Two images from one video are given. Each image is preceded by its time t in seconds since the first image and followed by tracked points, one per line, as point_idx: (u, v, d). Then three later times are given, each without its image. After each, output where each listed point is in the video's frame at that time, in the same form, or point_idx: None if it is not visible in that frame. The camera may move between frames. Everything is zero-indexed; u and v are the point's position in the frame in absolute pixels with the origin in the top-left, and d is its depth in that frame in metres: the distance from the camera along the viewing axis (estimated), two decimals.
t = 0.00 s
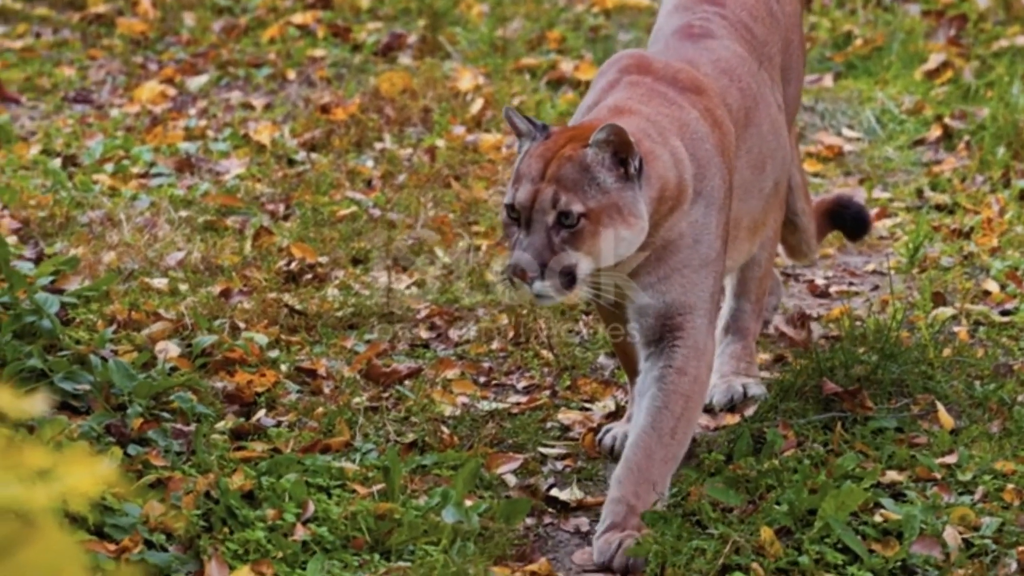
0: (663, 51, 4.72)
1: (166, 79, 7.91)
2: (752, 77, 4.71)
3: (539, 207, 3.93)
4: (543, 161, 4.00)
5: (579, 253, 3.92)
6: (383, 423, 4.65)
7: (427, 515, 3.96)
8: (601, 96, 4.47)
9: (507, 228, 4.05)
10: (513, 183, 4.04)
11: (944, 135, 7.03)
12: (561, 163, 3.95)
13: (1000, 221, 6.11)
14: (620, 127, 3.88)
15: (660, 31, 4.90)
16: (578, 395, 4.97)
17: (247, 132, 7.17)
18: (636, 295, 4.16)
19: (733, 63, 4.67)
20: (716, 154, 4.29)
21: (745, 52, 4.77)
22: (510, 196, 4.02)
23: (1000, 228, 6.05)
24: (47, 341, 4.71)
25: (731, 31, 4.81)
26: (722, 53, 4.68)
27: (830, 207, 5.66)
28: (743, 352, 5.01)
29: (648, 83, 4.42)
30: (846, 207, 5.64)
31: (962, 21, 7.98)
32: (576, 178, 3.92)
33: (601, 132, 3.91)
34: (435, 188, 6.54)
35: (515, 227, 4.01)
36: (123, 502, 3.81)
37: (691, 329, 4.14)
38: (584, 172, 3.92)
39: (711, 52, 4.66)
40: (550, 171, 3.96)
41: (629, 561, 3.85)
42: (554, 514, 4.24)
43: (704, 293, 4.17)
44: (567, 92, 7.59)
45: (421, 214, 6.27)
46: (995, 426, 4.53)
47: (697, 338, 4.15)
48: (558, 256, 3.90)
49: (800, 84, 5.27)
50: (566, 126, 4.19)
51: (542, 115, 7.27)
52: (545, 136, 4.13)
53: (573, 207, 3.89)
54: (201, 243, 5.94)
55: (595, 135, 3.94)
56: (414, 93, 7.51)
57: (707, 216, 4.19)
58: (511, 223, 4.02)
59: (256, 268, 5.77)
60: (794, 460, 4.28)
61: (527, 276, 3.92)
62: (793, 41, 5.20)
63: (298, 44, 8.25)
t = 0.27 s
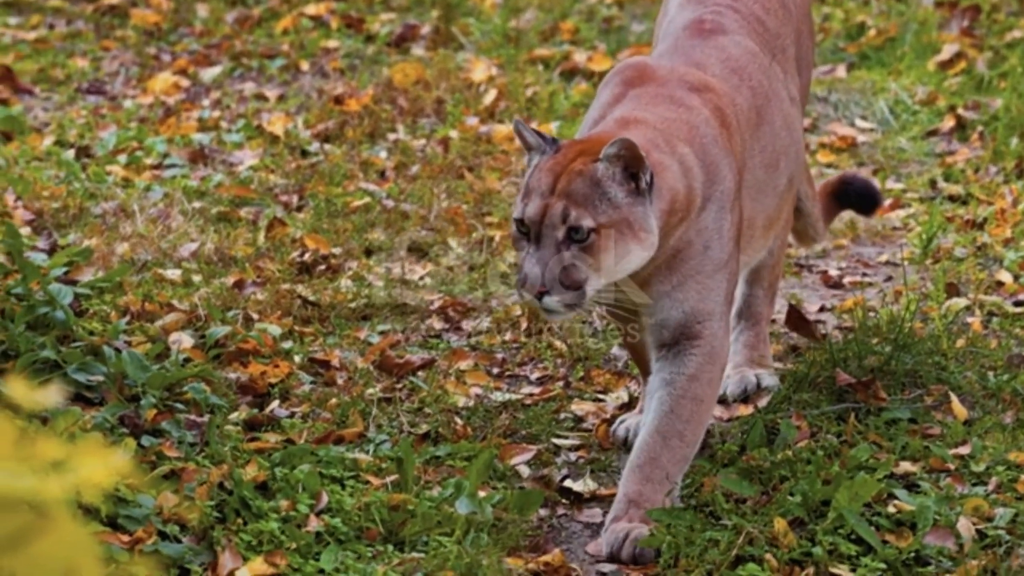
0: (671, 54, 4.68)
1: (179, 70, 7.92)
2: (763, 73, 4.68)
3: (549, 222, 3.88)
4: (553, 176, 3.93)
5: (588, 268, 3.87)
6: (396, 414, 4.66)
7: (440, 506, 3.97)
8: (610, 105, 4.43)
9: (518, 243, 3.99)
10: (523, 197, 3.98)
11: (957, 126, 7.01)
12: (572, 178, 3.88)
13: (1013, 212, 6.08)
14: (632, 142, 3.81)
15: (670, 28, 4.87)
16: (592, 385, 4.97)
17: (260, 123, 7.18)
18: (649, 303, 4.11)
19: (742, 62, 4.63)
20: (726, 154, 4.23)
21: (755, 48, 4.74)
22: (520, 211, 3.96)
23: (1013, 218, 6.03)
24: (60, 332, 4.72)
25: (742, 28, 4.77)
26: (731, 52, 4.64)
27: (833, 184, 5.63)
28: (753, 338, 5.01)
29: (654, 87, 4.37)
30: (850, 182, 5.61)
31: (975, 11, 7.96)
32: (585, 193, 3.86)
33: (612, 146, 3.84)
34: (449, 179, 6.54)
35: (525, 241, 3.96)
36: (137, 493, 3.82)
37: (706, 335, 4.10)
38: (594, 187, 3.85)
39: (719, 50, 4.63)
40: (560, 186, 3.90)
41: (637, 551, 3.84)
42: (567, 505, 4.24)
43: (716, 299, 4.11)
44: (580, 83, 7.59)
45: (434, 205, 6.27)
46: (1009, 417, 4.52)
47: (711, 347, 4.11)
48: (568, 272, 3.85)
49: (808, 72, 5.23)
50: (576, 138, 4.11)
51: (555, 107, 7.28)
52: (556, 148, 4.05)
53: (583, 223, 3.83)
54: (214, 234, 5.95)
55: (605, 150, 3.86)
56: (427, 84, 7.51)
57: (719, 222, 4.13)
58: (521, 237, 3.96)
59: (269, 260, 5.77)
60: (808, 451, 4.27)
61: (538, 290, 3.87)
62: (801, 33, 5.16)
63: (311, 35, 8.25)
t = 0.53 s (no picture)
0: (679, 51, 4.69)
1: (191, 62, 7.92)
2: (771, 68, 4.67)
3: (568, 238, 3.79)
4: (568, 191, 3.85)
5: (610, 280, 3.80)
6: (409, 405, 4.66)
7: (453, 497, 3.97)
8: (618, 103, 4.42)
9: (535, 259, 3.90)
10: (537, 214, 3.89)
11: (971, 117, 6.99)
12: (588, 192, 3.80)
13: None
14: (647, 153, 3.77)
15: (681, 23, 4.88)
16: (605, 376, 4.96)
17: (273, 115, 7.18)
18: (667, 304, 4.08)
19: (750, 56, 4.63)
20: (733, 142, 4.25)
21: (764, 43, 4.74)
22: (536, 228, 3.86)
23: None
24: (73, 324, 4.73)
25: (751, 23, 4.77)
26: (738, 47, 4.64)
27: (826, 167, 5.44)
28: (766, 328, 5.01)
29: (660, 80, 4.38)
30: (841, 160, 5.41)
31: (988, 2, 7.94)
32: (603, 207, 3.78)
33: (626, 159, 3.78)
34: (461, 171, 6.54)
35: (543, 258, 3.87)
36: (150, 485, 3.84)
37: (722, 326, 4.10)
38: (611, 200, 3.78)
39: (726, 45, 4.64)
40: (577, 200, 3.82)
41: (650, 542, 3.83)
42: (580, 496, 4.24)
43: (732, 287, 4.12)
44: (593, 74, 7.59)
45: (447, 196, 6.27)
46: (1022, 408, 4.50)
47: (726, 337, 4.11)
48: (591, 288, 3.77)
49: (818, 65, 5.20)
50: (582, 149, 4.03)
51: (568, 98, 7.28)
52: (568, 162, 3.97)
53: (603, 236, 3.76)
54: (227, 226, 5.95)
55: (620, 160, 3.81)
56: (439, 76, 7.51)
57: (730, 212, 4.14)
58: (538, 252, 3.88)
59: (282, 251, 5.77)
60: (821, 442, 4.26)
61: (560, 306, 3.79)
62: (813, 25, 5.12)
63: (324, 27, 8.26)
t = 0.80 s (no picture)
0: (684, 47, 4.68)
1: (204, 54, 7.93)
2: (778, 60, 4.66)
3: (599, 241, 3.78)
4: (593, 194, 3.82)
5: (643, 279, 3.81)
6: (421, 398, 4.66)
7: (466, 489, 3.97)
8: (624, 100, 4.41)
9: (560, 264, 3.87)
10: (561, 220, 3.86)
11: (983, 109, 6.98)
12: (614, 194, 3.80)
13: None
14: (673, 150, 3.77)
15: (688, 19, 4.88)
16: (617, 368, 4.95)
17: (285, 107, 7.18)
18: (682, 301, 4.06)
19: (755, 49, 4.61)
20: (736, 127, 4.25)
21: (770, 36, 4.72)
22: (562, 234, 3.83)
23: None
24: (85, 317, 4.74)
25: (757, 18, 4.76)
26: (743, 40, 4.63)
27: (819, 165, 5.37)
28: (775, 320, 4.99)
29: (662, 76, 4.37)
30: (834, 157, 5.35)
31: None
32: (633, 207, 3.79)
33: (654, 155, 3.78)
34: (473, 163, 6.54)
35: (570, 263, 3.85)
36: (163, 478, 3.84)
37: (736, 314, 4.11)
38: (640, 199, 3.79)
39: (731, 37, 4.63)
40: (603, 203, 3.80)
41: (663, 534, 3.83)
42: (593, 489, 4.23)
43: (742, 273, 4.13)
44: (605, 66, 7.58)
45: (459, 189, 6.27)
46: None
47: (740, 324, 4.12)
48: (624, 288, 3.76)
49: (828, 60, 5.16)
50: (592, 151, 4.01)
51: (580, 90, 7.28)
52: (586, 166, 3.92)
53: (636, 236, 3.76)
54: (240, 218, 5.95)
55: (644, 159, 3.81)
56: (451, 68, 7.51)
57: (739, 198, 4.15)
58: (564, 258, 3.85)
59: (294, 244, 5.77)
60: (833, 434, 4.25)
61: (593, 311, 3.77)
62: (820, 18, 5.10)
63: (336, 19, 8.26)
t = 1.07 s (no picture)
0: (688, 42, 4.67)
1: (215, 46, 7.93)
2: (783, 55, 4.65)
3: (628, 234, 3.75)
4: (617, 187, 3.79)
5: (670, 270, 3.78)
6: (433, 390, 4.65)
7: (477, 481, 3.97)
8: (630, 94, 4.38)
9: (583, 258, 3.84)
10: (584, 214, 3.82)
11: (994, 101, 6.96)
12: (639, 185, 3.78)
13: None
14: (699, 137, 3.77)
15: (694, 16, 4.87)
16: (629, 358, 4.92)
17: (297, 99, 7.18)
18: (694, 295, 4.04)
19: (759, 44, 4.61)
20: (742, 119, 4.23)
21: (775, 33, 4.71)
22: (586, 228, 3.80)
23: None
24: (97, 309, 4.75)
25: (762, 15, 4.75)
26: (748, 36, 4.63)
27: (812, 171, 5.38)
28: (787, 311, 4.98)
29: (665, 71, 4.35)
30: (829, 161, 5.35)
31: None
32: (660, 198, 3.77)
33: (680, 144, 3.77)
34: (484, 155, 6.53)
35: (595, 258, 3.80)
36: (174, 470, 3.86)
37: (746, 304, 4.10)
38: (666, 190, 3.77)
39: (735, 33, 4.62)
40: (629, 195, 3.78)
41: (675, 526, 3.82)
42: (604, 481, 4.24)
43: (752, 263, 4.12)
44: (616, 58, 7.58)
45: (470, 180, 6.26)
46: None
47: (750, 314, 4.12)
48: (653, 279, 3.74)
49: (835, 58, 5.12)
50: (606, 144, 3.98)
51: (591, 82, 7.28)
52: (603, 160, 3.88)
53: (665, 227, 3.74)
54: (251, 210, 5.95)
55: (666, 149, 3.80)
56: (463, 60, 7.51)
57: (747, 188, 4.14)
58: (588, 251, 3.82)
59: (306, 236, 5.77)
60: (845, 426, 4.24)
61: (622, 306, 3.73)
62: (827, 16, 5.07)
63: (348, 11, 8.26)
